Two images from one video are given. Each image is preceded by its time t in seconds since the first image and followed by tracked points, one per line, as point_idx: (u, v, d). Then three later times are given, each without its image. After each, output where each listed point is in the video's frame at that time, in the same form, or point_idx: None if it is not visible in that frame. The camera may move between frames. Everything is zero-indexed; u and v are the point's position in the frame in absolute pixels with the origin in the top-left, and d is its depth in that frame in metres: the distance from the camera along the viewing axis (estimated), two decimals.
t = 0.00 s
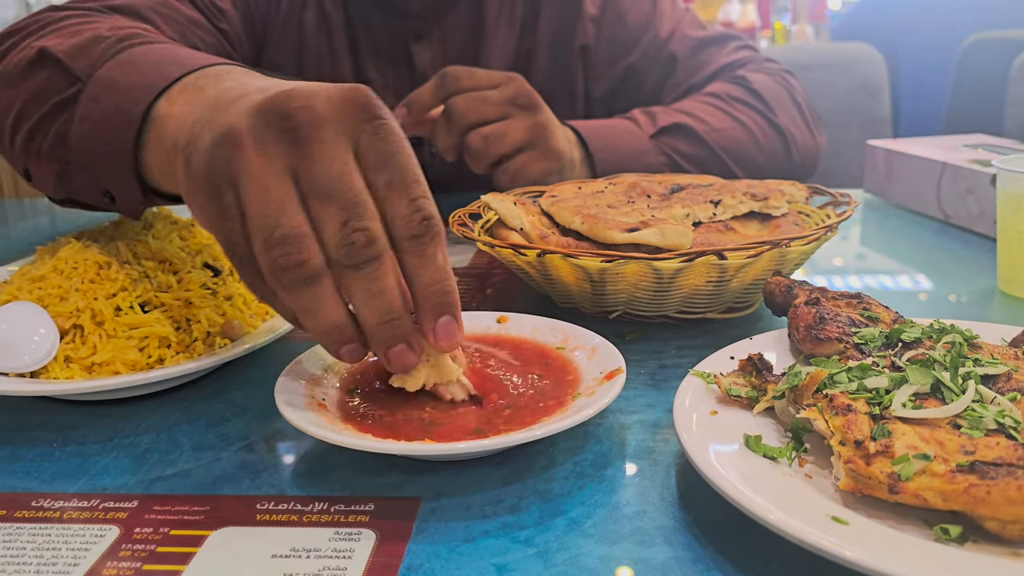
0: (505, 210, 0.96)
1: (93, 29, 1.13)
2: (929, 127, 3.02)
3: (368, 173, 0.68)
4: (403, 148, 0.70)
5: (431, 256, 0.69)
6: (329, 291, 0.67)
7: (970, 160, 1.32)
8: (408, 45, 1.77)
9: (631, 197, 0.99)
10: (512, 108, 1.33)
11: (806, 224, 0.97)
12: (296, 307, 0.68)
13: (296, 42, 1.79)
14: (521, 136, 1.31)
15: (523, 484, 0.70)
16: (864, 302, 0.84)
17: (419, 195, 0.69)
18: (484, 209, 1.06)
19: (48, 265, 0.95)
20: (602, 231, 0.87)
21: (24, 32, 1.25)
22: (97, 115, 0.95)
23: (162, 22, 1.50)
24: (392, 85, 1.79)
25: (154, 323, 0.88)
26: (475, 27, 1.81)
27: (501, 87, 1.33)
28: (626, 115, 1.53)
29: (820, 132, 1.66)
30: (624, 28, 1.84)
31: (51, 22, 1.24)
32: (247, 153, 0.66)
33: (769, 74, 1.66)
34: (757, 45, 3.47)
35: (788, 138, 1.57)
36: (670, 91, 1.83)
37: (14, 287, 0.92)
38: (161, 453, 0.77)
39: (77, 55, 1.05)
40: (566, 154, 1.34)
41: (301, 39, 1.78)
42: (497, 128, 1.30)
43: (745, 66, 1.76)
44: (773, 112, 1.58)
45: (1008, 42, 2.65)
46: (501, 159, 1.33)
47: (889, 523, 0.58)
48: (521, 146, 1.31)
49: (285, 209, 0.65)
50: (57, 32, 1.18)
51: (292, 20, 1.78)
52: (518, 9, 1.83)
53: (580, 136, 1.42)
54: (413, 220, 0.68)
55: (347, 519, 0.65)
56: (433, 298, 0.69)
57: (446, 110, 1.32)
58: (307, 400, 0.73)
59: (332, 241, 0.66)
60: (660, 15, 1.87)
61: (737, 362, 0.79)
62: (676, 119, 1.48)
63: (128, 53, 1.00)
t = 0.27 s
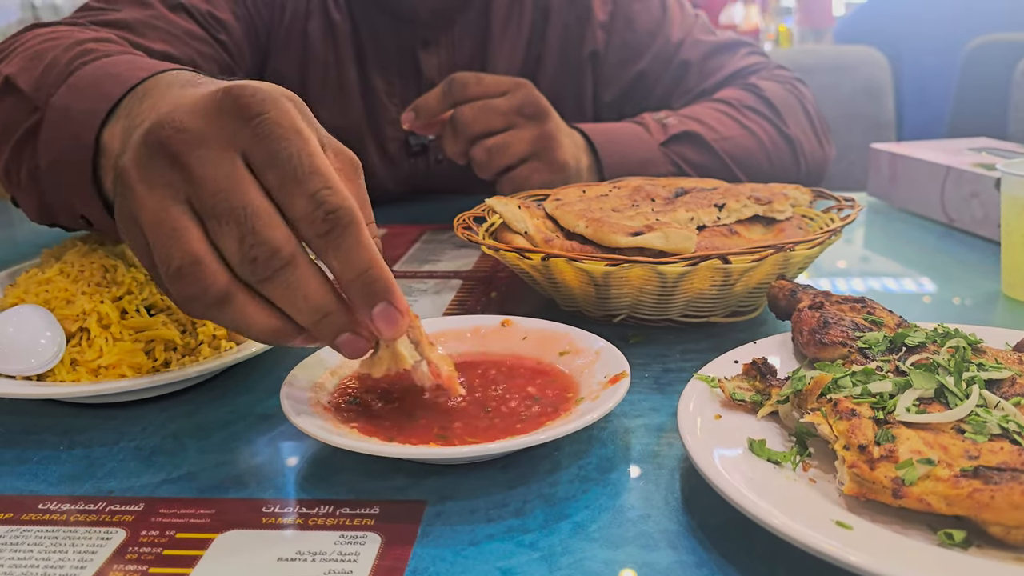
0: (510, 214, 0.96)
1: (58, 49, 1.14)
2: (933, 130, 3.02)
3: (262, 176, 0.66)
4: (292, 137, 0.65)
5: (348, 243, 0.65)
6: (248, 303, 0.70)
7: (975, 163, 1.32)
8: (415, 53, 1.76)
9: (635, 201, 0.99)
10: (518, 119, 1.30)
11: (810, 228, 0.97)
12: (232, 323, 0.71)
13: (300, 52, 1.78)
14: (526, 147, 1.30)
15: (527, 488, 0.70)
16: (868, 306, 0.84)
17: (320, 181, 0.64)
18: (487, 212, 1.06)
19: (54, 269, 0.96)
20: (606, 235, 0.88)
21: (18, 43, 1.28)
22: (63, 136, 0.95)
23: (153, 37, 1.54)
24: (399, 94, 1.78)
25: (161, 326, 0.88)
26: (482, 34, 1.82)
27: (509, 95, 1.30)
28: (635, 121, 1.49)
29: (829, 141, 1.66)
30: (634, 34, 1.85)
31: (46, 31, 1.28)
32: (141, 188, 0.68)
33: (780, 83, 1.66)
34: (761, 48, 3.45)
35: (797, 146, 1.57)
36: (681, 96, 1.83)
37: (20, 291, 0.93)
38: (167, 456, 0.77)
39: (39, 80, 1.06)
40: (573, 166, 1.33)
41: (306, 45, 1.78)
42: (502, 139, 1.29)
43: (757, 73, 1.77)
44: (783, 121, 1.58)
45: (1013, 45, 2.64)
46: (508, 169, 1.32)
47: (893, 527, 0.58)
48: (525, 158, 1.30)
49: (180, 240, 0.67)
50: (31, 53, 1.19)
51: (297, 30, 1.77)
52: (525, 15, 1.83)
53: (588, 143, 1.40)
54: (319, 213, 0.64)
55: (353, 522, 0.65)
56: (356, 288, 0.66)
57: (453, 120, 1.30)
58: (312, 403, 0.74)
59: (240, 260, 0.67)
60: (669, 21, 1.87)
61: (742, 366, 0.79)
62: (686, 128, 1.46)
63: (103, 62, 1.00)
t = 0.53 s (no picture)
0: (512, 213, 0.95)
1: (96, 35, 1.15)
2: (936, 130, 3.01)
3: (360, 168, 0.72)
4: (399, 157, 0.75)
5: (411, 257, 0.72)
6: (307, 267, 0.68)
7: (978, 163, 1.32)
8: (417, 54, 1.75)
9: (637, 200, 0.98)
10: (522, 121, 1.29)
11: (813, 227, 0.97)
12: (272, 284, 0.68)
13: (300, 51, 1.79)
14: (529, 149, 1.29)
15: (529, 487, 0.70)
16: (871, 305, 0.84)
17: (406, 197, 0.72)
18: (490, 212, 1.06)
19: (55, 269, 0.96)
20: (609, 234, 0.87)
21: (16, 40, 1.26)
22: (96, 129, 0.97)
23: (159, 31, 1.51)
24: (401, 94, 1.78)
25: (162, 326, 0.88)
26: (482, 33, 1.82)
27: (512, 97, 1.29)
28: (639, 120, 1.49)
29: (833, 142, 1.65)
30: (636, 35, 1.85)
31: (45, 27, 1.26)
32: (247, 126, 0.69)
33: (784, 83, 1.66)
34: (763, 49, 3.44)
35: (801, 147, 1.57)
36: (683, 96, 1.83)
37: (22, 291, 0.93)
38: (168, 455, 0.77)
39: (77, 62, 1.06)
40: (577, 167, 1.33)
41: (308, 46, 1.78)
42: (506, 141, 1.29)
43: (760, 72, 1.76)
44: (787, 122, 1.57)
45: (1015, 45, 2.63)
46: (512, 171, 1.32)
47: (896, 527, 0.58)
48: (529, 160, 1.30)
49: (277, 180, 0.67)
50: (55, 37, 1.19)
51: (297, 29, 1.78)
52: (527, 15, 1.82)
53: (592, 143, 1.40)
54: (400, 219, 0.71)
55: (354, 522, 0.65)
56: (402, 296, 0.71)
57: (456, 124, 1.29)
58: (313, 403, 0.73)
59: (321, 217, 0.67)
60: (671, 22, 1.86)
61: (744, 366, 0.78)
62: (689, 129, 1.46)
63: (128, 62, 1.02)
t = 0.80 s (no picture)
0: (513, 213, 0.95)
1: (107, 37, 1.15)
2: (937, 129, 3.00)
3: (377, 180, 0.71)
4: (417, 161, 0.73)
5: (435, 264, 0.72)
6: (333, 290, 0.69)
7: (980, 163, 1.31)
8: (418, 54, 1.76)
9: (638, 200, 0.98)
10: (523, 121, 1.28)
11: (814, 227, 0.96)
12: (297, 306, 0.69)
13: (304, 50, 1.79)
14: (531, 149, 1.29)
15: (530, 488, 0.70)
16: (873, 306, 0.83)
17: (428, 204, 0.71)
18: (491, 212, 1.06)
19: (57, 269, 0.96)
20: (610, 234, 0.87)
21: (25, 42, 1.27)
22: (111, 128, 0.97)
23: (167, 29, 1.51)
24: (403, 95, 1.78)
25: (163, 326, 0.88)
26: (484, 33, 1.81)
27: (515, 97, 1.28)
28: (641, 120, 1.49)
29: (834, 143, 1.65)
30: (638, 35, 1.85)
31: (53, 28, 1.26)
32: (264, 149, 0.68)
33: (786, 83, 1.65)
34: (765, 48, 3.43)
35: (803, 147, 1.56)
36: (685, 96, 1.83)
37: (24, 291, 0.93)
38: (169, 455, 0.77)
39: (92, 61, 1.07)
40: (579, 167, 1.33)
41: (310, 47, 1.78)
42: (509, 142, 1.29)
43: (762, 72, 1.76)
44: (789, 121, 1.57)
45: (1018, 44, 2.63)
46: (515, 172, 1.32)
47: (898, 528, 0.58)
48: (531, 160, 1.29)
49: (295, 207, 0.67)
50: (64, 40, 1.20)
51: (301, 29, 1.78)
52: (528, 15, 1.82)
53: (595, 143, 1.40)
54: (422, 229, 0.70)
55: (356, 522, 0.65)
56: (427, 304, 0.71)
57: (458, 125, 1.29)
58: (315, 403, 0.73)
59: (341, 239, 0.68)
60: (672, 22, 1.86)
61: (746, 366, 0.78)
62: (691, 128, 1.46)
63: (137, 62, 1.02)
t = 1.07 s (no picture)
0: (513, 214, 0.95)
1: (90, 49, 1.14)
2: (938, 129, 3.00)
3: (252, 216, 0.64)
4: (283, 172, 0.63)
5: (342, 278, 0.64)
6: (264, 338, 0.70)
7: (981, 164, 1.31)
8: (418, 54, 1.75)
9: (639, 201, 0.98)
10: (525, 123, 1.28)
11: (815, 229, 0.96)
12: (248, 356, 0.71)
13: (303, 52, 1.78)
14: (532, 152, 1.28)
15: (530, 491, 0.69)
16: (874, 308, 0.83)
17: (312, 216, 0.63)
18: (490, 213, 1.05)
19: (57, 269, 0.96)
20: (610, 236, 0.87)
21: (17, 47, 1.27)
22: (75, 140, 0.94)
23: (158, 36, 1.53)
24: (403, 96, 1.78)
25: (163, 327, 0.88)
26: (484, 33, 1.81)
27: (516, 98, 1.28)
28: (642, 120, 1.49)
29: (835, 143, 1.65)
30: (638, 35, 1.84)
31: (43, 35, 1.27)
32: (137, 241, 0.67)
33: (786, 84, 1.65)
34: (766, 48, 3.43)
35: (804, 148, 1.56)
36: (686, 97, 1.83)
37: (23, 291, 0.93)
38: (169, 458, 0.77)
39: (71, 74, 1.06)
40: (579, 169, 1.33)
41: (309, 47, 1.77)
42: (511, 144, 1.28)
43: (763, 73, 1.76)
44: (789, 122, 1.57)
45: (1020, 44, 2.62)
46: (516, 173, 1.31)
47: (898, 532, 0.58)
48: (533, 161, 1.29)
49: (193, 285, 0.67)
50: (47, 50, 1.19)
51: (301, 30, 1.77)
52: (529, 15, 1.82)
53: (595, 143, 1.40)
54: (313, 250, 0.62)
55: (355, 525, 0.65)
56: (356, 320, 0.65)
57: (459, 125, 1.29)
58: (314, 406, 0.73)
59: (247, 301, 0.67)
60: (673, 22, 1.86)
61: (746, 368, 0.78)
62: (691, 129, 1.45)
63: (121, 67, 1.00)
